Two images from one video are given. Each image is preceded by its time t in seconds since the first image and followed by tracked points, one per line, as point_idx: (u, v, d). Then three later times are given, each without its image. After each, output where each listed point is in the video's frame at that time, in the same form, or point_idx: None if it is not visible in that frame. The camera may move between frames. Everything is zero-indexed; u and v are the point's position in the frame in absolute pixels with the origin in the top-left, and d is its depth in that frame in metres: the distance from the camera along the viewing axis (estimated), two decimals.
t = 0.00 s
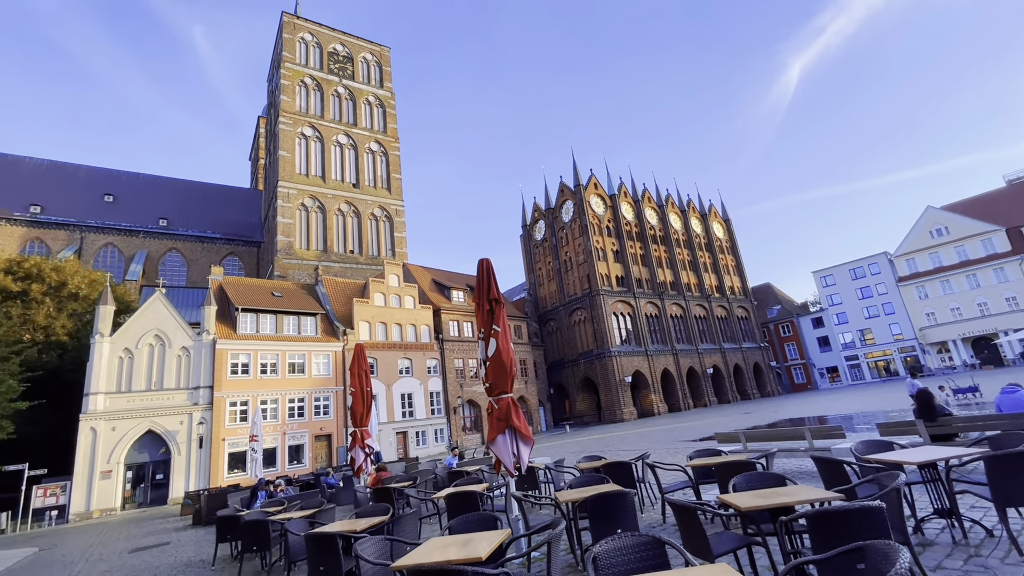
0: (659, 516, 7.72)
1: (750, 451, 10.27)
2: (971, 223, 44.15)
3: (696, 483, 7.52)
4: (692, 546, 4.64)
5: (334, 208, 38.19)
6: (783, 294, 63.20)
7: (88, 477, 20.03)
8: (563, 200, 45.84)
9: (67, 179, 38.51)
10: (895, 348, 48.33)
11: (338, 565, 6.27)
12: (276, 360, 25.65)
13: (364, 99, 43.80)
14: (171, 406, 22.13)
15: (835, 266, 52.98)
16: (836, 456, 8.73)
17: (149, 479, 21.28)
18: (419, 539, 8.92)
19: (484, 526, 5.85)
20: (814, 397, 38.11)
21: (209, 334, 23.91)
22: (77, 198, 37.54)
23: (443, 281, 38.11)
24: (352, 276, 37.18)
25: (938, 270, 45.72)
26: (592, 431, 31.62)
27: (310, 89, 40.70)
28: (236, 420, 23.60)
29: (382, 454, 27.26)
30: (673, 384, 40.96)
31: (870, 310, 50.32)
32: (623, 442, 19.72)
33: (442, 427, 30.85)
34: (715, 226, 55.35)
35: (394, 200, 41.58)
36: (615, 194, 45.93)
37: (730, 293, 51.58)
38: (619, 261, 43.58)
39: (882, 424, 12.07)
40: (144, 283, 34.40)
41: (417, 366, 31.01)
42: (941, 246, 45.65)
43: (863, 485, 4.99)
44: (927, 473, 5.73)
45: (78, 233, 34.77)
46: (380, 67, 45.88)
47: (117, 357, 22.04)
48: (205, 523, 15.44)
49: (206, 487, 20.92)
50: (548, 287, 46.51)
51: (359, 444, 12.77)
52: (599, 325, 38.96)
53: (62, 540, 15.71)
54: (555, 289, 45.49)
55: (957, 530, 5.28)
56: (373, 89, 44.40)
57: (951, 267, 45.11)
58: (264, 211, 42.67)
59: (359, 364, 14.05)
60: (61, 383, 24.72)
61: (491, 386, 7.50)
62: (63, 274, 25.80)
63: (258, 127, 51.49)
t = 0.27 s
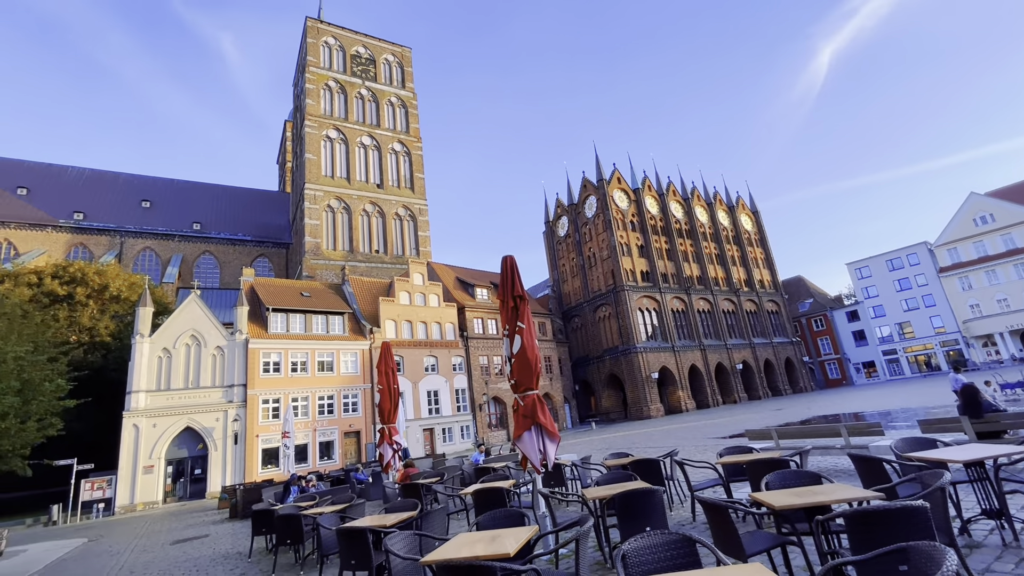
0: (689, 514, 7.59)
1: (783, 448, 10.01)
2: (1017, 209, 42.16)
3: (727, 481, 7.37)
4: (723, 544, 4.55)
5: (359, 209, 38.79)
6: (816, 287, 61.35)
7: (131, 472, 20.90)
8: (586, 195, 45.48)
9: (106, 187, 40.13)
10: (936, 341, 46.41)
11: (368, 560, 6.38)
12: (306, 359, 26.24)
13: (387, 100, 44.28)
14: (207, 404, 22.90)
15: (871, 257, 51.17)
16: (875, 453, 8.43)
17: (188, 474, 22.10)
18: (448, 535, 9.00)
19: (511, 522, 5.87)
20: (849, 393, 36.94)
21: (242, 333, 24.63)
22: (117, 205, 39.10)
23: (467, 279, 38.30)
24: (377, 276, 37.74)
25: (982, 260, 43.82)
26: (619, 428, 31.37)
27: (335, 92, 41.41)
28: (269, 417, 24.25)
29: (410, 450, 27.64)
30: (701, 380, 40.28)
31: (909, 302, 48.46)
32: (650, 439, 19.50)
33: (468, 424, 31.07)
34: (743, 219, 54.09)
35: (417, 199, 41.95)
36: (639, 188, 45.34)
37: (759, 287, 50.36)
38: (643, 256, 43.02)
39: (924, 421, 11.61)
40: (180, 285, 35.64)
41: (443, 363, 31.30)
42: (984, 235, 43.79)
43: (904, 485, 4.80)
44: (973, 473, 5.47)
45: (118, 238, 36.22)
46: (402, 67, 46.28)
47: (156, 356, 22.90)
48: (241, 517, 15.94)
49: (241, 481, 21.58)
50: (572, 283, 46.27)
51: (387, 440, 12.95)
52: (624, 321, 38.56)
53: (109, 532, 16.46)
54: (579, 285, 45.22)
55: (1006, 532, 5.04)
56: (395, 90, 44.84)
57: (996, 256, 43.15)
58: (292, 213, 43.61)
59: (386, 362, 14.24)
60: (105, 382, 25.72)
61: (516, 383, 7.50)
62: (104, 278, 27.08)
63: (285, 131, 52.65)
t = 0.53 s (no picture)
0: (719, 512, 7.45)
1: (816, 445, 9.71)
2: None
3: (758, 478, 7.20)
4: (756, 543, 4.44)
5: (382, 208, 39.26)
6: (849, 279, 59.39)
7: (170, 466, 21.69)
8: (608, 189, 45.00)
9: (142, 192, 41.60)
10: (979, 334, 44.55)
11: (397, 554, 6.46)
12: (333, 357, 26.74)
13: (408, 99, 44.60)
14: (240, 401, 23.58)
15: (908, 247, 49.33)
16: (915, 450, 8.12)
17: (223, 469, 22.83)
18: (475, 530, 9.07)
19: (538, 519, 5.86)
20: (884, 388, 35.74)
21: (272, 332, 25.25)
22: (152, 210, 40.51)
23: (490, 276, 38.38)
24: (401, 274, 38.17)
25: None
26: (645, 424, 31.07)
27: (357, 93, 41.96)
28: (299, 414, 24.82)
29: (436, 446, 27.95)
30: (729, 376, 39.55)
31: (950, 293, 46.61)
32: (678, 435, 19.24)
33: (493, 420, 31.22)
34: (771, 210, 52.72)
35: (440, 197, 42.18)
36: (662, 181, 44.63)
37: (789, 279, 49.05)
38: (668, 250, 42.38)
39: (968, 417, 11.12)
40: (213, 286, 36.78)
41: (467, 360, 31.50)
42: None
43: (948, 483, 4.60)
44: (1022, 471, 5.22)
45: (153, 242, 37.54)
46: (422, 66, 46.53)
47: (191, 355, 23.68)
48: (273, 511, 16.37)
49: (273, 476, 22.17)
50: (595, 278, 45.92)
51: (414, 436, 13.10)
52: (649, 316, 38.09)
53: (151, 524, 17.17)
54: (602, 280, 44.85)
55: None
56: (416, 89, 45.12)
57: None
58: (318, 214, 44.44)
59: (411, 359, 14.40)
60: (145, 380, 26.71)
61: (541, 379, 7.48)
62: (141, 280, 28.17)
63: (309, 133, 53.55)
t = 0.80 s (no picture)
0: (751, 508, 7.31)
1: (852, 441, 9.42)
2: None
3: (791, 474, 7.02)
4: (790, 540, 4.33)
5: (405, 207, 39.66)
6: (883, 269, 57.36)
7: (206, 462, 22.44)
8: (631, 182, 44.45)
9: (174, 197, 42.97)
10: None
11: (426, 548, 6.54)
12: (360, 354, 27.19)
13: (429, 98, 44.84)
14: (271, 398, 24.21)
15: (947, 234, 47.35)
16: (959, 446, 7.79)
17: (256, 464, 23.50)
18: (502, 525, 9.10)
19: (566, 515, 5.85)
20: (922, 382, 34.46)
21: (300, 331, 25.81)
22: (184, 213, 41.83)
23: (512, 272, 38.40)
24: (424, 272, 38.52)
25: None
26: (672, 419, 30.69)
27: (378, 93, 42.43)
28: (328, 410, 25.33)
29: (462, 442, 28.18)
30: (758, 370, 38.74)
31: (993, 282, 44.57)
32: (706, 430, 18.94)
33: (517, 416, 31.29)
34: (800, 199, 51.25)
35: (461, 195, 42.34)
36: (686, 172, 43.85)
37: (820, 271, 47.65)
38: (693, 243, 41.65)
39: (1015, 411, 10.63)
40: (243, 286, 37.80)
41: (491, 357, 31.63)
42: None
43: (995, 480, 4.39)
44: None
45: (186, 245, 38.76)
46: (442, 64, 46.69)
47: (224, 354, 24.41)
48: (305, 505, 16.76)
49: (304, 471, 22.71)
50: (618, 273, 45.47)
51: (440, 432, 13.23)
52: (674, 311, 37.54)
53: (190, 516, 17.84)
54: (626, 274, 44.38)
55: None
56: (436, 87, 45.30)
57: None
58: (342, 214, 45.16)
59: (435, 355, 14.51)
60: (181, 378, 27.65)
61: (566, 374, 7.45)
62: (175, 282, 29.17)
63: (332, 134, 54.37)
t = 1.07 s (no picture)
0: (785, 505, 7.13)
1: (891, 436, 9.09)
2: None
3: (828, 471, 6.79)
4: (828, 538, 4.20)
5: (427, 205, 39.97)
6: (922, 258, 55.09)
7: (241, 458, 23.16)
8: (654, 175, 43.77)
9: (205, 202, 44.32)
10: None
11: (456, 542, 6.59)
12: (386, 352, 27.58)
13: (449, 96, 44.99)
14: (302, 396, 24.81)
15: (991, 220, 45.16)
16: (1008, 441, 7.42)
17: (288, 460, 24.13)
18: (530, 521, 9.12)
19: (595, 511, 5.81)
20: (965, 374, 33.06)
21: (328, 330, 26.32)
22: (216, 217, 43.11)
23: (535, 268, 38.32)
24: (448, 270, 38.79)
25: None
26: (700, 415, 30.22)
27: (399, 94, 42.81)
28: (356, 407, 25.79)
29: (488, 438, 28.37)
30: (789, 364, 37.80)
31: None
32: (736, 426, 18.56)
33: (543, 412, 31.30)
34: (832, 187, 49.61)
35: (483, 192, 42.42)
36: (711, 163, 42.95)
37: (853, 261, 46.08)
38: (720, 235, 40.81)
39: None
40: (273, 287, 38.79)
41: (515, 353, 31.68)
42: None
43: None
44: None
45: (218, 248, 39.95)
46: (461, 62, 46.77)
47: (256, 353, 25.10)
48: (336, 500, 17.13)
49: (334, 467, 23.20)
50: (643, 267, 44.89)
51: (466, 428, 13.33)
52: (701, 304, 36.89)
53: (227, 510, 18.46)
54: (650, 268, 43.77)
55: None
56: (456, 85, 45.41)
57: None
58: (366, 214, 45.82)
59: (461, 352, 14.59)
60: (216, 377, 28.56)
61: (592, 370, 7.41)
62: (209, 284, 30.11)
63: (355, 135, 55.09)
